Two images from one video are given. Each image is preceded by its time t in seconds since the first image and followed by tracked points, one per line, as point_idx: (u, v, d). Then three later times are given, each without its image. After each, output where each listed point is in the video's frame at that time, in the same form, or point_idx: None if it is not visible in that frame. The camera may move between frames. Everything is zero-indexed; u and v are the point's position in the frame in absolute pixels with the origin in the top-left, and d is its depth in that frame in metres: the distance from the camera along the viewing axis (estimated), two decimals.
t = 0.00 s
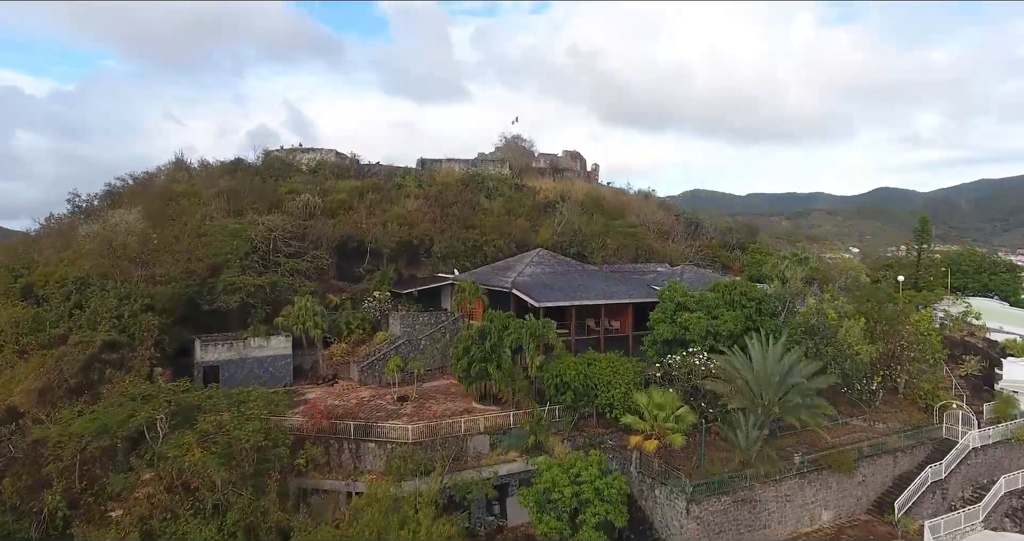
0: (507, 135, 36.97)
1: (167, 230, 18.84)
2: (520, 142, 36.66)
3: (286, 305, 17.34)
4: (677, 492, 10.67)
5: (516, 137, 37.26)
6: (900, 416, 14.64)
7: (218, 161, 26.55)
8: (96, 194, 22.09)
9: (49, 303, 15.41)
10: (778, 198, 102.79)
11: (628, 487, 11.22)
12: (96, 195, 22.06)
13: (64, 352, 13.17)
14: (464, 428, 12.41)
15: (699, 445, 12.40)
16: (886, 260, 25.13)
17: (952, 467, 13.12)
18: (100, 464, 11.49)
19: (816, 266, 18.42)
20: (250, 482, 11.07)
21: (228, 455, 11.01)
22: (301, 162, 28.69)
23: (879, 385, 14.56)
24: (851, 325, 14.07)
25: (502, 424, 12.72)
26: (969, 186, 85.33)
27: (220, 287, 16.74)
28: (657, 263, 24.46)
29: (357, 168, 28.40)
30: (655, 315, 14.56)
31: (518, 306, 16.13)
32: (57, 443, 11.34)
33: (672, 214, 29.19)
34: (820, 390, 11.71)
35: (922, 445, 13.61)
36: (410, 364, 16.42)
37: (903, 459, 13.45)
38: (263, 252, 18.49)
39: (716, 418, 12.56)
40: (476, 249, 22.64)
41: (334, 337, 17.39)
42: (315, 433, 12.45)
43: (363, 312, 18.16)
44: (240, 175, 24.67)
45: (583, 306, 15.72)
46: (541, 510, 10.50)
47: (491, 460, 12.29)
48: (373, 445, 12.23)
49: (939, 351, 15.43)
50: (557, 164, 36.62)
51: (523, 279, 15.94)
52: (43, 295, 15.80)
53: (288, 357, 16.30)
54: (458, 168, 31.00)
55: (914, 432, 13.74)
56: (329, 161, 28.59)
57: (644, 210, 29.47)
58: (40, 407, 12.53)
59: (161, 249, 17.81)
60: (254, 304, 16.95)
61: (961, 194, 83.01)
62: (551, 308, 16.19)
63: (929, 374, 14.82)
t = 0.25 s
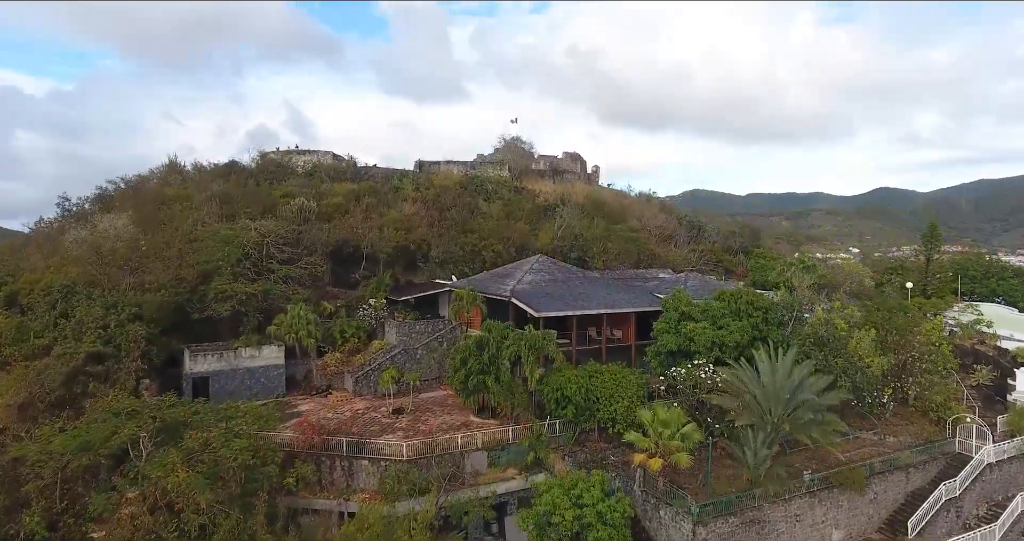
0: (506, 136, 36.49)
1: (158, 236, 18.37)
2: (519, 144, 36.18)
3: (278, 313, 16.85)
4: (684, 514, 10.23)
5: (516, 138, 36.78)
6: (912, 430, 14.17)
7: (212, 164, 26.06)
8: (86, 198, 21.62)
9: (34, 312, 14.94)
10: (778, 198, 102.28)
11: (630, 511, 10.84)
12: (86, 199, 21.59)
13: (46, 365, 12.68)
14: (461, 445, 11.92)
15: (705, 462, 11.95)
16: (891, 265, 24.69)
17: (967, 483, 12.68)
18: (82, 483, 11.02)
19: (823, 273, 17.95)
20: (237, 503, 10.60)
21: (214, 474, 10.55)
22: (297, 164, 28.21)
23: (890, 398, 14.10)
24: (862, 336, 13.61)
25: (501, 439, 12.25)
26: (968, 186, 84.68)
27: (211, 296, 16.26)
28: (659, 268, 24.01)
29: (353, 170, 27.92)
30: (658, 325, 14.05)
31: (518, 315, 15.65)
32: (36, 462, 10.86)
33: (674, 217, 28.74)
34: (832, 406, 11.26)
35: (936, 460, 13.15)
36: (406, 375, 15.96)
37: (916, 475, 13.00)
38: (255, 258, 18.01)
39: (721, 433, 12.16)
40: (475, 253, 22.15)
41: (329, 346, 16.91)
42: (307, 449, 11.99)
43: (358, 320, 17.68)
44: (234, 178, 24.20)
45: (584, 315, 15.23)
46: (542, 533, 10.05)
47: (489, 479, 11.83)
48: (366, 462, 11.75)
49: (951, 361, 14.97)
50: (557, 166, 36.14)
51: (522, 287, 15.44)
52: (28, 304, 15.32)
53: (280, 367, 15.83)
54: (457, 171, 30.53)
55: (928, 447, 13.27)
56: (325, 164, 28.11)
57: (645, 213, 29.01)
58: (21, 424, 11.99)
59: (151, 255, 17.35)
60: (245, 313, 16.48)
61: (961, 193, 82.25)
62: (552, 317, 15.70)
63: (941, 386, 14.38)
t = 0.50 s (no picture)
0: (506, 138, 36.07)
1: (147, 241, 17.89)
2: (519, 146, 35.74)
3: (270, 322, 16.36)
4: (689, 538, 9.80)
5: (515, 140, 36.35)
6: (923, 443, 13.72)
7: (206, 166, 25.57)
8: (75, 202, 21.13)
9: (16, 321, 14.43)
10: (778, 198, 101.81)
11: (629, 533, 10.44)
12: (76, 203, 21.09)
13: (26, 378, 12.18)
14: (458, 463, 11.45)
15: (710, 481, 11.52)
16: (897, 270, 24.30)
17: (983, 500, 12.21)
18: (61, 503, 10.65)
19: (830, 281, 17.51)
20: (223, 526, 10.11)
21: (200, 495, 10.09)
22: (293, 166, 27.72)
23: (901, 411, 13.64)
24: (872, 347, 13.14)
25: (499, 456, 11.77)
26: (968, 186, 84.08)
27: (200, 305, 15.77)
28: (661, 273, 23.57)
29: (350, 172, 27.45)
30: (662, 335, 13.58)
31: (517, 324, 15.18)
32: (13, 482, 10.35)
33: (676, 221, 28.31)
34: (843, 423, 10.82)
35: (950, 477, 12.69)
36: (401, 386, 15.49)
37: (929, 493, 12.53)
38: (247, 265, 17.52)
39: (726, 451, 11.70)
40: (473, 258, 21.68)
41: (322, 356, 16.44)
42: (297, 467, 11.54)
43: (353, 329, 17.21)
44: (228, 181, 23.73)
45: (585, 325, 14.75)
46: None
47: (486, 498, 11.37)
48: (358, 481, 11.26)
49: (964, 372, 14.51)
50: (558, 168, 35.71)
51: (521, 296, 14.96)
52: (11, 313, 14.83)
53: (271, 378, 15.35)
54: (455, 173, 30.06)
55: (941, 462, 12.82)
56: (321, 166, 27.64)
57: (647, 217, 28.58)
58: None
59: (139, 262, 16.87)
60: (235, 323, 16.05)
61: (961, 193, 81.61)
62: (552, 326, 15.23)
63: (953, 399, 13.94)
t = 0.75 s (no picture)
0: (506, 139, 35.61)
1: (136, 247, 17.41)
2: (518, 147, 35.28)
3: (261, 332, 15.91)
4: None
5: (515, 142, 35.90)
6: (935, 458, 13.29)
7: (199, 169, 25.08)
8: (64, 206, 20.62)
9: None
10: (778, 198, 101.28)
11: None
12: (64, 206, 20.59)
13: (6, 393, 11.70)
14: (453, 482, 10.99)
15: (717, 502, 11.08)
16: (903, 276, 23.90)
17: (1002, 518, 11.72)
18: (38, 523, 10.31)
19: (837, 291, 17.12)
20: None
21: (183, 518, 9.59)
22: (288, 169, 27.25)
23: (913, 425, 13.20)
24: (883, 360, 12.70)
25: (497, 474, 11.31)
26: (967, 186, 83.32)
27: (189, 314, 15.29)
28: (662, 279, 23.14)
29: (346, 175, 26.97)
30: (665, 347, 13.09)
31: (516, 334, 14.68)
32: None
33: (677, 224, 27.87)
34: (856, 442, 10.34)
35: (964, 493, 12.27)
36: (396, 398, 15.05)
37: (944, 511, 12.08)
38: (239, 272, 17.06)
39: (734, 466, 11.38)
40: (471, 263, 21.24)
41: (315, 366, 15.99)
42: (286, 486, 11.05)
43: (347, 337, 16.75)
44: (221, 185, 23.25)
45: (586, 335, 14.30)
46: None
47: (482, 519, 10.90)
48: (350, 501, 10.80)
49: (978, 384, 14.07)
50: (557, 170, 35.25)
51: (520, 305, 14.48)
52: None
53: (262, 390, 14.87)
54: (453, 176, 29.60)
55: (954, 479, 12.37)
56: (317, 169, 27.16)
57: (648, 221, 28.14)
58: None
59: (127, 269, 16.38)
60: (225, 332, 15.63)
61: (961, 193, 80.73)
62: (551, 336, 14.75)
63: (966, 412, 13.51)
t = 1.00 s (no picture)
0: (506, 141, 35.17)
1: (124, 253, 16.92)
2: (518, 149, 34.84)
3: (253, 341, 15.46)
4: None
5: (514, 143, 35.46)
6: (947, 474, 12.86)
7: (192, 171, 24.59)
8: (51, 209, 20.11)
9: None
10: (778, 199, 100.79)
11: None
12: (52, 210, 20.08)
13: None
14: (449, 502, 10.53)
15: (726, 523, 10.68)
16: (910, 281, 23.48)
17: None
18: None
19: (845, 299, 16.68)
20: None
21: None
22: (283, 172, 26.78)
23: (926, 440, 12.76)
24: (896, 373, 12.26)
25: (495, 494, 10.84)
26: (966, 186, 82.54)
27: (178, 323, 14.81)
28: (664, 284, 22.71)
29: (342, 178, 26.51)
30: (670, 359, 12.65)
31: (515, 345, 14.22)
32: None
33: (679, 228, 27.45)
34: (870, 463, 9.89)
35: (979, 512, 11.82)
36: (390, 410, 14.64)
37: (960, 531, 11.62)
38: (230, 279, 16.60)
39: (743, 483, 11.03)
40: (469, 269, 20.80)
41: (308, 377, 15.54)
42: (274, 506, 10.59)
43: (341, 346, 16.29)
44: (214, 188, 22.77)
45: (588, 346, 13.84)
46: None
47: None
48: (341, 522, 10.34)
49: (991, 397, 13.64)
50: (557, 172, 34.81)
51: (519, 315, 14.02)
52: None
53: (253, 402, 14.41)
54: (452, 178, 29.16)
55: (969, 497, 11.93)
56: (312, 171, 26.69)
57: (649, 224, 27.72)
58: None
59: (115, 276, 15.89)
60: (215, 342, 15.19)
61: (961, 194, 80.00)
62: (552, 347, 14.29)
63: (980, 426, 13.07)
